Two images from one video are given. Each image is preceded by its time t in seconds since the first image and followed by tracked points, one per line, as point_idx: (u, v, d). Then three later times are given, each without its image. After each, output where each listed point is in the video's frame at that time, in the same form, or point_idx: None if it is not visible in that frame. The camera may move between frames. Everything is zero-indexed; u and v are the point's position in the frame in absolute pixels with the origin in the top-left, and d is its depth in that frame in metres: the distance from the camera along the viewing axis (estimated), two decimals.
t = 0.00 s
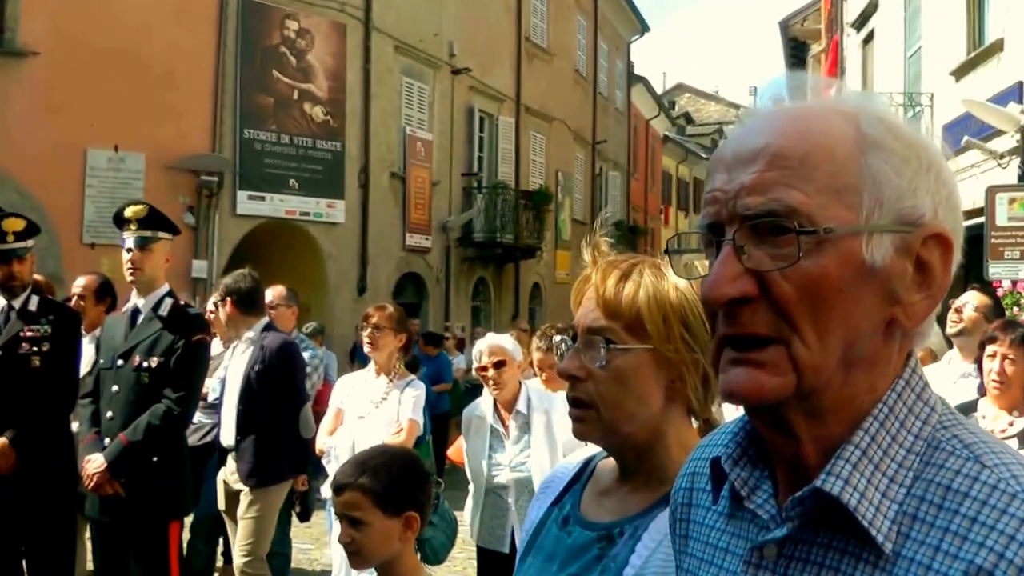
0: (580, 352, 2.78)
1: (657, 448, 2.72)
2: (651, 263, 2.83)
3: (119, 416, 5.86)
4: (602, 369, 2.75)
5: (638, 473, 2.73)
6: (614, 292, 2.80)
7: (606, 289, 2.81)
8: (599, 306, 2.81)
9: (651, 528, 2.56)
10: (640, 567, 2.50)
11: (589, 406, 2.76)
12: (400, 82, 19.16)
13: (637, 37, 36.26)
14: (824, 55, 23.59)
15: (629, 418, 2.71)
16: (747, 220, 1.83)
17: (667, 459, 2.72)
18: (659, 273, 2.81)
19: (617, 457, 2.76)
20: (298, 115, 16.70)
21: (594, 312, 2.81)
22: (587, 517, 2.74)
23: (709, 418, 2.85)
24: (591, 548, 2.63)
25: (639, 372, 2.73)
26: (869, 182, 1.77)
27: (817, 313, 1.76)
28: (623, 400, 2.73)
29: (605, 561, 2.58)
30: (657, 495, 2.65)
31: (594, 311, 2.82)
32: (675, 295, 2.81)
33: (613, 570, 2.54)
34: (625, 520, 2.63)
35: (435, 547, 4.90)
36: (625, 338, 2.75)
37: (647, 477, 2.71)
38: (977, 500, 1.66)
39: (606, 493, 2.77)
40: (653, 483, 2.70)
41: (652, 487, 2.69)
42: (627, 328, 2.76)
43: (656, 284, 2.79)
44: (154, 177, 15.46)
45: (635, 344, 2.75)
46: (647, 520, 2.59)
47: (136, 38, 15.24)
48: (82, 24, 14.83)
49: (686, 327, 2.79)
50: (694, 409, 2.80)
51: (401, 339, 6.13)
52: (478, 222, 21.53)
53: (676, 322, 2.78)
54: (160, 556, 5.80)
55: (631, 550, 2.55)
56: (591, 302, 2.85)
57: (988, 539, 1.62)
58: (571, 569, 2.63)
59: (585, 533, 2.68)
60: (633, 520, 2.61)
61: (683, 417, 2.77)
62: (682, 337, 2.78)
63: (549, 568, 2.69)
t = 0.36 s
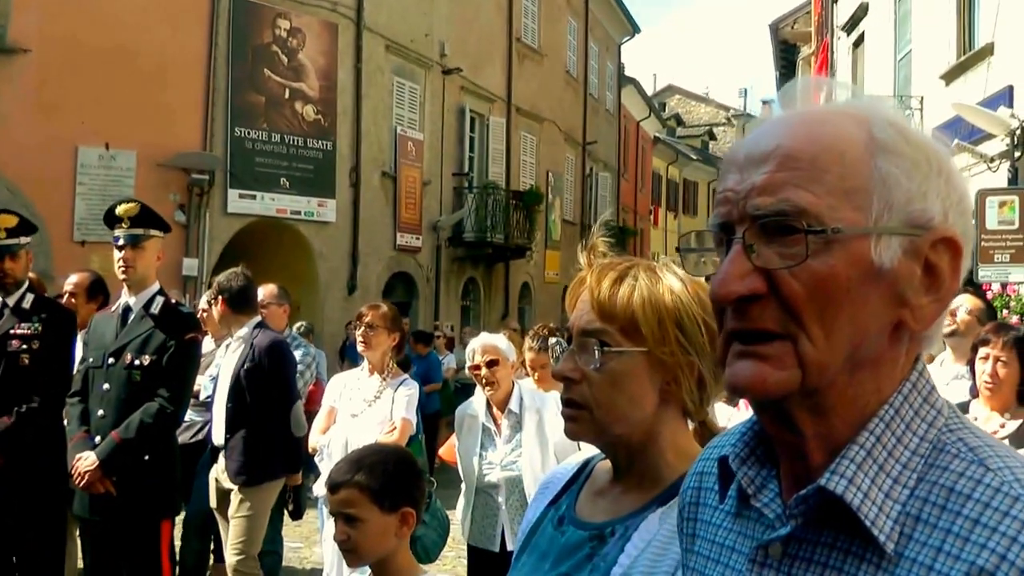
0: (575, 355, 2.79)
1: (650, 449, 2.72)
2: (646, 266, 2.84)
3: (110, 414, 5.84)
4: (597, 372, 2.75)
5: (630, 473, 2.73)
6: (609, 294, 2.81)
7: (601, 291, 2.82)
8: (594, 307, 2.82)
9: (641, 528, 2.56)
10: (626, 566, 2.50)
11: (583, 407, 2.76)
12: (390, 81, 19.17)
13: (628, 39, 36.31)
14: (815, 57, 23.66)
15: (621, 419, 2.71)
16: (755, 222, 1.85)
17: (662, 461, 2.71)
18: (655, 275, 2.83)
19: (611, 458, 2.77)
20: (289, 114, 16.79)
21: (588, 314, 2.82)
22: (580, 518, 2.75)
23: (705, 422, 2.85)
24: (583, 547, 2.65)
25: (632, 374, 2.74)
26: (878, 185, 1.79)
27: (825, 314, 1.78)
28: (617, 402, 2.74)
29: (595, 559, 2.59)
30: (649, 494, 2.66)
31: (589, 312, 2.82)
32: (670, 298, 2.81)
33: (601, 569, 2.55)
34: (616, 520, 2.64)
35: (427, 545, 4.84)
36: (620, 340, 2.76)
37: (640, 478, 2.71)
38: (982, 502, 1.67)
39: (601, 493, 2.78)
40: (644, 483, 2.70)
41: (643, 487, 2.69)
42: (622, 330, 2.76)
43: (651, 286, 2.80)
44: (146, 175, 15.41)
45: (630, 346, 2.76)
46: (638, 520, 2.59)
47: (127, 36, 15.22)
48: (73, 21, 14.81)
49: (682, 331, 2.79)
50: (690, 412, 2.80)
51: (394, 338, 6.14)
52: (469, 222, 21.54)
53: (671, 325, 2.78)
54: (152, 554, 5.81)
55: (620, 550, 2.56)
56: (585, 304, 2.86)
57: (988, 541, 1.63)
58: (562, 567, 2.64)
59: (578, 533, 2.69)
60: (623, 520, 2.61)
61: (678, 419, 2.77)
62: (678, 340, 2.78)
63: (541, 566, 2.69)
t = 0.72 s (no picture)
0: (576, 354, 2.79)
1: (647, 448, 2.73)
2: (645, 266, 2.85)
3: (107, 412, 5.83)
4: (597, 371, 2.76)
5: (627, 472, 2.74)
6: (611, 294, 2.81)
7: (601, 290, 2.84)
8: (594, 306, 2.83)
9: (638, 527, 2.57)
10: (624, 564, 2.51)
11: (581, 406, 2.76)
12: (388, 81, 19.18)
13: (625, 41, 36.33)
14: (811, 58, 23.72)
15: (622, 419, 2.71)
16: (765, 223, 1.87)
17: (657, 460, 2.71)
18: (653, 275, 2.84)
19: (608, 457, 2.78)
20: (287, 113, 16.78)
21: (588, 313, 2.83)
22: (577, 517, 2.75)
23: (700, 422, 2.86)
24: (580, 546, 2.65)
25: (633, 373, 2.75)
26: (888, 186, 1.80)
27: (835, 315, 1.79)
28: (617, 400, 2.74)
29: (592, 559, 2.59)
30: (646, 493, 2.67)
31: (589, 312, 2.83)
32: (669, 297, 2.82)
33: (598, 568, 2.56)
34: (614, 519, 2.65)
35: (426, 543, 4.86)
36: (621, 340, 2.77)
37: (636, 478, 2.72)
38: (993, 503, 1.68)
39: (596, 493, 2.79)
40: (640, 482, 2.72)
41: (639, 487, 2.71)
42: (623, 329, 2.77)
43: (651, 285, 2.81)
44: (143, 172, 15.38)
45: (630, 345, 2.76)
46: (635, 519, 2.60)
47: (124, 33, 15.20)
48: (71, 18, 14.79)
49: (681, 329, 2.80)
50: (686, 410, 2.80)
51: (394, 337, 6.13)
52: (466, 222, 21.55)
53: (671, 325, 2.79)
54: (150, 552, 5.81)
55: (617, 549, 2.56)
56: (585, 303, 2.87)
57: (1002, 541, 1.63)
58: (559, 567, 2.64)
59: (575, 532, 2.69)
60: (621, 518, 2.63)
61: (675, 416, 2.77)
62: (677, 339, 2.79)
63: (537, 566, 2.70)
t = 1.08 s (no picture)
0: (592, 352, 2.80)
1: (663, 446, 2.74)
2: (659, 263, 2.85)
3: (109, 410, 5.82)
4: (613, 369, 2.76)
5: (644, 470, 2.76)
6: (625, 291, 2.81)
7: (617, 287, 2.83)
8: (609, 303, 2.82)
9: (660, 526, 2.58)
10: (649, 563, 2.52)
11: (600, 405, 2.77)
12: (389, 80, 19.19)
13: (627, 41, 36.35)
14: (812, 58, 23.71)
15: (639, 417, 2.72)
16: (770, 221, 1.87)
17: (674, 458, 2.74)
18: (667, 272, 2.83)
19: (623, 455, 2.79)
20: (288, 111, 16.76)
21: (603, 311, 2.82)
22: (594, 516, 2.75)
23: (714, 420, 2.86)
24: (599, 545, 2.65)
25: (651, 371, 2.75)
26: (891, 186, 1.80)
27: (839, 314, 1.80)
28: (634, 399, 2.75)
29: (613, 558, 2.60)
30: (666, 491, 2.69)
31: (603, 308, 2.83)
32: (683, 293, 2.81)
33: (621, 567, 2.56)
34: (633, 517, 2.65)
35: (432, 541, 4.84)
36: (638, 338, 2.76)
37: (655, 476, 2.74)
38: (1001, 501, 1.68)
39: (612, 492, 2.80)
40: (658, 481, 2.73)
41: (657, 484, 2.72)
42: (638, 327, 2.77)
43: (665, 282, 2.80)
44: (145, 171, 15.36)
45: (647, 343, 2.76)
46: (656, 517, 2.62)
47: (125, 31, 15.22)
48: (72, 16, 14.82)
49: (696, 326, 2.80)
50: (702, 406, 2.82)
51: (398, 335, 6.14)
52: (468, 221, 21.57)
53: (687, 323, 2.79)
54: (152, 550, 5.80)
55: (640, 547, 2.57)
56: (599, 298, 2.86)
57: (1010, 541, 1.63)
58: (579, 566, 2.64)
59: (592, 531, 2.69)
60: (641, 517, 2.63)
61: (690, 414, 2.80)
62: (693, 335, 2.79)
63: (555, 565, 2.69)
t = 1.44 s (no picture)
0: (617, 351, 2.82)
1: (686, 444, 2.75)
2: (681, 263, 2.88)
3: (117, 408, 5.83)
4: (639, 368, 2.78)
5: (664, 469, 2.76)
6: (648, 290, 2.83)
7: (641, 286, 2.85)
8: (632, 302, 2.85)
9: (686, 523, 2.58)
10: (676, 561, 2.52)
11: (624, 403, 2.79)
12: (395, 79, 19.19)
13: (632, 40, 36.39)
14: (818, 58, 23.69)
15: (662, 414, 2.74)
16: (782, 219, 1.89)
17: (697, 456, 2.75)
18: (689, 271, 2.86)
19: (645, 453, 2.80)
20: (295, 110, 16.76)
21: (627, 310, 2.85)
22: (615, 514, 2.74)
23: (733, 419, 2.89)
24: (623, 542, 2.64)
25: (675, 368, 2.77)
26: (903, 184, 1.81)
27: (851, 312, 1.81)
28: (658, 397, 2.77)
29: (639, 555, 2.59)
30: (688, 490, 2.69)
31: (628, 307, 2.86)
32: (705, 292, 2.84)
33: (646, 566, 2.56)
34: (658, 515, 2.65)
35: (439, 540, 4.88)
36: (663, 337, 2.79)
37: (678, 473, 2.74)
38: (1015, 500, 1.69)
39: (634, 490, 2.79)
40: (681, 477, 2.74)
41: (682, 481, 2.72)
42: (664, 326, 2.79)
43: (687, 281, 2.83)
44: (151, 170, 15.38)
45: (672, 342, 2.79)
46: (681, 515, 2.62)
47: (132, 30, 15.25)
48: (79, 15, 14.86)
49: (719, 325, 2.83)
50: (724, 403, 2.85)
51: (404, 334, 6.17)
52: (474, 220, 21.46)
53: (711, 322, 2.82)
54: (161, 546, 5.83)
55: (666, 545, 2.57)
56: (622, 299, 2.89)
57: None
58: (603, 564, 2.63)
59: (616, 529, 2.68)
60: (666, 515, 2.64)
61: (713, 412, 2.82)
62: (715, 334, 2.82)
63: (577, 564, 2.68)
